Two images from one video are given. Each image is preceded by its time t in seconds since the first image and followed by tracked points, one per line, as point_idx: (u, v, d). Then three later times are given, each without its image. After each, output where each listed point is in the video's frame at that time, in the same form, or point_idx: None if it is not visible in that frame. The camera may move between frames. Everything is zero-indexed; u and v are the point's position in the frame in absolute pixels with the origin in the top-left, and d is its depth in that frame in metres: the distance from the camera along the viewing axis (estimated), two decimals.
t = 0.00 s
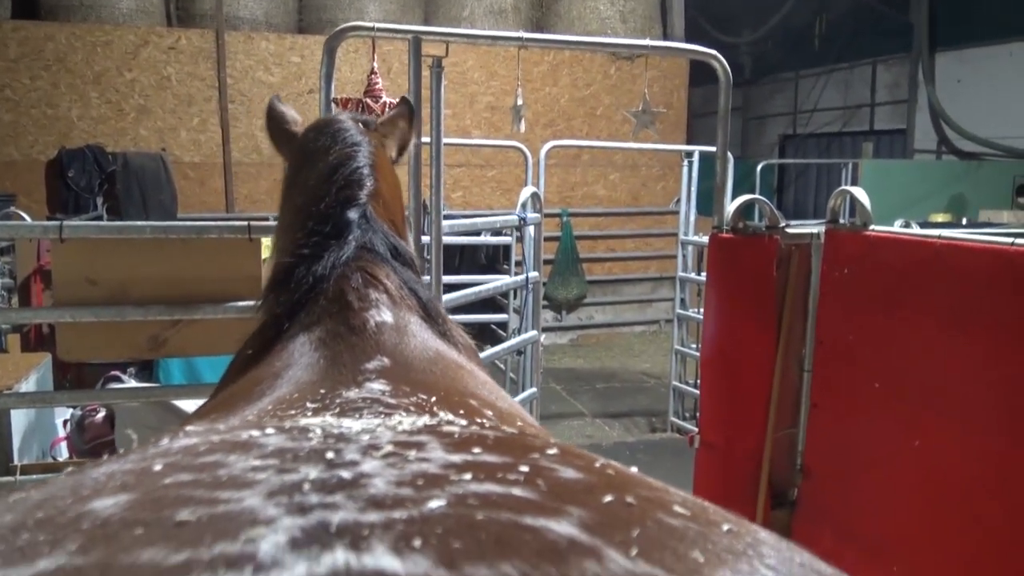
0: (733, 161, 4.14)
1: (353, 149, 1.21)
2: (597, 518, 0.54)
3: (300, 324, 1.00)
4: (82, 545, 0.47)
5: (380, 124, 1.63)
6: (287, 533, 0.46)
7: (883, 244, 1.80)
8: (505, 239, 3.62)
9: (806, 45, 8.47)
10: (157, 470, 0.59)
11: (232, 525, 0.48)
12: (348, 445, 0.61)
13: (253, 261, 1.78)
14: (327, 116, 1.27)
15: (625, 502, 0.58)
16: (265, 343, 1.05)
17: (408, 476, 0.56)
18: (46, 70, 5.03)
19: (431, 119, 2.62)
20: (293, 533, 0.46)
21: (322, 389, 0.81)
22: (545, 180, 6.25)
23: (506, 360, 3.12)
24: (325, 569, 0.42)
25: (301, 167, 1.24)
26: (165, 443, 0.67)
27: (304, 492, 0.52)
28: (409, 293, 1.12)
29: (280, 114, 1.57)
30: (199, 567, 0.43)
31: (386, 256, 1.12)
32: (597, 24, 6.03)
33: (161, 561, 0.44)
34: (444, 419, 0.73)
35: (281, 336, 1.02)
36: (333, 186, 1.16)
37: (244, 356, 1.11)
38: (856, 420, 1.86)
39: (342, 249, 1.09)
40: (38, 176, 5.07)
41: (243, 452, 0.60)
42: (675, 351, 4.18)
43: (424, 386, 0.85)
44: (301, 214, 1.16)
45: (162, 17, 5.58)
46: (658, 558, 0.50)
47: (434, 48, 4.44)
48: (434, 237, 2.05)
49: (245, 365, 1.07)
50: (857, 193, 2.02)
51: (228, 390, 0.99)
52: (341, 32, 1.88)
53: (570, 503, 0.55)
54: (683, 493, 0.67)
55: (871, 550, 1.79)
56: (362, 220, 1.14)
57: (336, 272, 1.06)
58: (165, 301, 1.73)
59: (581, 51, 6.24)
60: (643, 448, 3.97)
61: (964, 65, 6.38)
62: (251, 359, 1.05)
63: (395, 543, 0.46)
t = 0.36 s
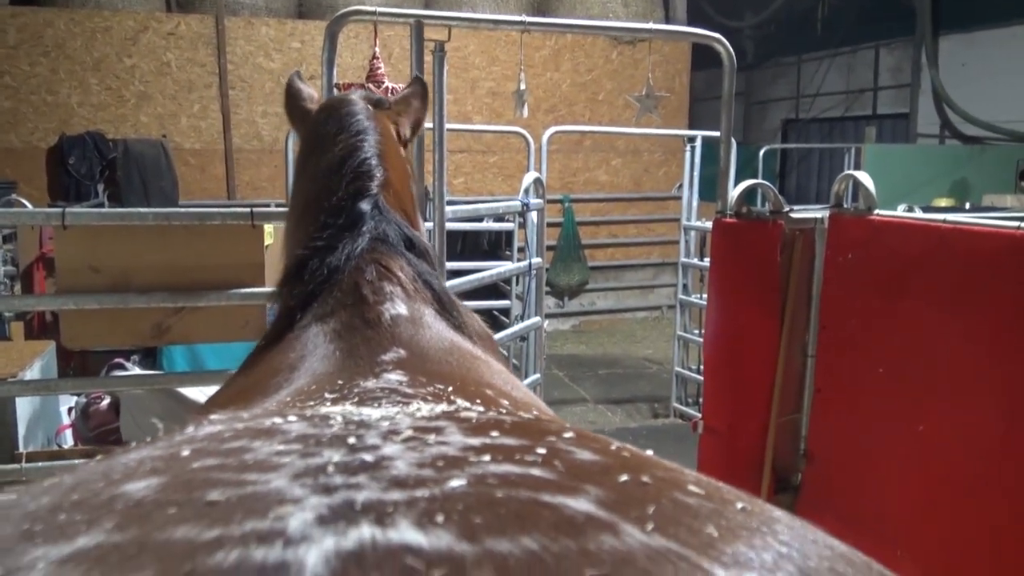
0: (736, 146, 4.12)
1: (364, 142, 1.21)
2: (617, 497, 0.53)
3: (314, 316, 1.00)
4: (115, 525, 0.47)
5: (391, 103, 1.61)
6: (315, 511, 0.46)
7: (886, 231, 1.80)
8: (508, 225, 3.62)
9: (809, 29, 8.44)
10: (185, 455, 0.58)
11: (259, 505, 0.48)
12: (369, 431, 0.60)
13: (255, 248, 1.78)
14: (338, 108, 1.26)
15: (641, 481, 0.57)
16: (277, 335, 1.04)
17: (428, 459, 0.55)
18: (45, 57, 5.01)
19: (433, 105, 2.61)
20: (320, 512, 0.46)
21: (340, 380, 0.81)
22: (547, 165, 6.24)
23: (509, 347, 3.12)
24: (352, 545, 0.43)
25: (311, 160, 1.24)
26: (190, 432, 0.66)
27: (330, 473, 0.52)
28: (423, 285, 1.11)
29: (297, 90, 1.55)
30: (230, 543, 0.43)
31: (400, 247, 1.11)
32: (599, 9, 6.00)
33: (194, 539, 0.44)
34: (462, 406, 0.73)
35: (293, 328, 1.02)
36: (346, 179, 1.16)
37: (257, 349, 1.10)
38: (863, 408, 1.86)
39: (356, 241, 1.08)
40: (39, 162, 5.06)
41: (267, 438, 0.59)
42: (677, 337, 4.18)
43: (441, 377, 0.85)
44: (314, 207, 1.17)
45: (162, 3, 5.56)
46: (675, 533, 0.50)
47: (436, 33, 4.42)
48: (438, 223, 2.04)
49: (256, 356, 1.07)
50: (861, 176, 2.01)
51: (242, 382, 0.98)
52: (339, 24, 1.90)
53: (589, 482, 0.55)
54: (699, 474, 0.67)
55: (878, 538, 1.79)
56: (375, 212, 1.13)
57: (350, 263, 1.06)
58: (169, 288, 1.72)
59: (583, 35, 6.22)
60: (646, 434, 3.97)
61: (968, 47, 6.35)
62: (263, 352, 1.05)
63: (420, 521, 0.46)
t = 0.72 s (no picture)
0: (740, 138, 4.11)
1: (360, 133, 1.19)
2: (625, 472, 0.53)
3: (315, 302, 0.96)
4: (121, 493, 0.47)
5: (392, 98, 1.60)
6: (322, 481, 0.46)
7: (893, 223, 1.78)
8: (511, 217, 3.61)
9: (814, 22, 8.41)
10: (193, 430, 0.58)
11: (265, 475, 0.47)
12: (376, 409, 0.60)
13: (258, 238, 1.77)
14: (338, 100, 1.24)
15: (649, 459, 0.56)
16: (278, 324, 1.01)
17: (435, 434, 0.55)
18: (48, 47, 5.00)
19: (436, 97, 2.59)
20: (327, 483, 0.46)
21: (345, 362, 0.78)
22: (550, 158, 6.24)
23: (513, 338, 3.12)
24: (359, 513, 0.43)
25: (309, 153, 1.22)
26: (197, 408, 0.66)
27: (339, 446, 0.51)
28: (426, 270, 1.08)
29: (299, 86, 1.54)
30: (238, 510, 0.43)
31: (402, 234, 1.08)
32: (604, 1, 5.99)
33: (200, 506, 0.44)
34: (469, 387, 0.72)
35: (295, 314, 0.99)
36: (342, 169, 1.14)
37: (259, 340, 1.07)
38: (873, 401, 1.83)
39: (357, 229, 1.05)
40: (42, 152, 5.06)
41: (274, 414, 0.59)
42: (680, 330, 4.18)
43: (448, 359, 0.82)
44: (313, 197, 1.14)
45: None
46: (683, 507, 0.50)
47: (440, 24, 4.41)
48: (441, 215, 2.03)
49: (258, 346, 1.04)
50: (867, 168, 2.00)
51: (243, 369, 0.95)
52: (342, 15, 1.90)
53: (597, 458, 0.54)
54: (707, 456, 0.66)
55: (890, 531, 1.76)
56: (373, 200, 1.11)
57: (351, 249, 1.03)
58: (171, 277, 1.72)
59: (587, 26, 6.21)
60: (648, 427, 3.98)
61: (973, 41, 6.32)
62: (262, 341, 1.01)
63: (428, 492, 0.46)
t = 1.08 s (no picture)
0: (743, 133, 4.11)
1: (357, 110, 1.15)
2: (635, 456, 0.53)
3: (311, 287, 0.94)
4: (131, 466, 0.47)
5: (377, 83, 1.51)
6: (334, 460, 0.46)
7: (898, 217, 1.77)
8: (512, 208, 3.61)
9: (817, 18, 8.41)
10: (200, 407, 0.58)
11: (276, 454, 0.48)
12: (384, 390, 0.60)
13: (262, 228, 1.77)
14: (331, 74, 1.20)
15: (658, 445, 0.56)
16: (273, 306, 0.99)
17: (444, 417, 0.55)
18: (51, 32, 4.98)
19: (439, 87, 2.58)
20: (339, 461, 0.46)
21: (343, 347, 0.77)
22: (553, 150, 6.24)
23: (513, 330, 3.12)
24: (374, 493, 0.43)
25: (304, 133, 1.20)
26: (203, 385, 0.66)
27: (351, 425, 0.52)
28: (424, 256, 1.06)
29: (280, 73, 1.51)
30: (251, 487, 0.44)
31: (400, 219, 1.07)
32: None
33: (214, 483, 0.44)
34: (471, 372, 0.72)
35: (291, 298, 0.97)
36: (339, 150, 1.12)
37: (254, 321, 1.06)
38: (874, 396, 1.82)
39: (353, 212, 1.03)
40: (42, 138, 5.04)
41: (281, 393, 0.59)
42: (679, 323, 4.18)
43: (448, 346, 0.81)
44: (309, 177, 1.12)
45: None
46: (693, 491, 0.50)
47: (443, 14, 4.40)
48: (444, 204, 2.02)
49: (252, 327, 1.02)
50: (870, 164, 2.00)
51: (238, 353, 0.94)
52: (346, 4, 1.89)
53: (606, 443, 0.54)
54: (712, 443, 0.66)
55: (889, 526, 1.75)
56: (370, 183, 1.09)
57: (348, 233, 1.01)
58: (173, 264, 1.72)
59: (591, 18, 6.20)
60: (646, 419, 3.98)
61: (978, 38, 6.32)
62: (255, 326, 0.99)
63: (440, 471, 0.46)
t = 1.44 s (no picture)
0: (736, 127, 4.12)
1: (347, 102, 1.14)
2: (627, 433, 0.54)
3: (293, 275, 0.94)
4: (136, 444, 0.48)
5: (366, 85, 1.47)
6: (336, 436, 0.47)
7: (892, 212, 1.78)
8: (506, 203, 3.61)
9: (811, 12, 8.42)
10: (192, 389, 0.58)
11: (277, 432, 0.48)
12: (374, 372, 0.60)
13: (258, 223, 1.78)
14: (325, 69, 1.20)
15: (648, 423, 0.57)
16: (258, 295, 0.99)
17: (437, 398, 0.55)
18: (43, 27, 4.96)
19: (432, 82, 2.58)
20: (340, 439, 0.47)
21: (324, 334, 0.76)
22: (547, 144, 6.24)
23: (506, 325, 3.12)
24: (379, 467, 0.43)
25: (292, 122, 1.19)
26: (191, 369, 0.67)
27: (347, 406, 0.52)
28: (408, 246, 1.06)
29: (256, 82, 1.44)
30: (257, 463, 0.44)
31: (384, 209, 1.06)
32: None
33: (219, 460, 0.45)
34: (456, 357, 0.72)
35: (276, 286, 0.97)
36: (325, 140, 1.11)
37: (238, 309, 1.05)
38: (868, 389, 1.83)
39: (337, 201, 1.02)
40: (35, 133, 5.03)
41: (273, 376, 0.60)
42: (674, 317, 4.19)
43: (428, 334, 0.81)
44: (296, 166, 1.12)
45: None
46: (685, 465, 0.50)
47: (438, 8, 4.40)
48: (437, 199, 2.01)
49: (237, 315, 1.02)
50: (862, 159, 2.01)
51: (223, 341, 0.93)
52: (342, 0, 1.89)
53: (598, 422, 0.55)
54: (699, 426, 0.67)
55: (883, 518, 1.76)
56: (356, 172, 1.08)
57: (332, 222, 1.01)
58: (169, 258, 1.72)
59: (586, 12, 6.20)
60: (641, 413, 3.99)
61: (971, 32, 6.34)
62: (239, 315, 0.99)
63: (441, 448, 0.47)
